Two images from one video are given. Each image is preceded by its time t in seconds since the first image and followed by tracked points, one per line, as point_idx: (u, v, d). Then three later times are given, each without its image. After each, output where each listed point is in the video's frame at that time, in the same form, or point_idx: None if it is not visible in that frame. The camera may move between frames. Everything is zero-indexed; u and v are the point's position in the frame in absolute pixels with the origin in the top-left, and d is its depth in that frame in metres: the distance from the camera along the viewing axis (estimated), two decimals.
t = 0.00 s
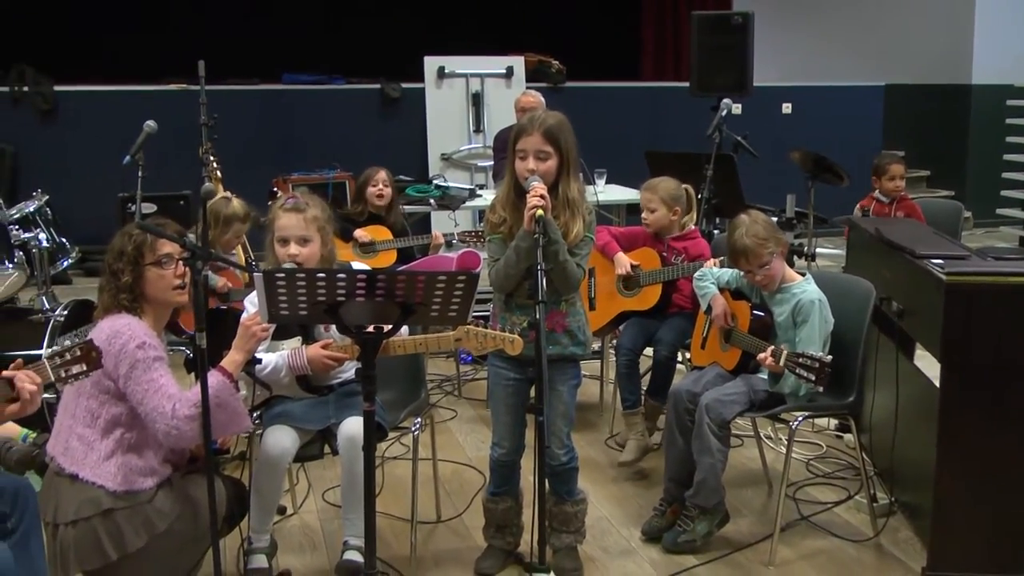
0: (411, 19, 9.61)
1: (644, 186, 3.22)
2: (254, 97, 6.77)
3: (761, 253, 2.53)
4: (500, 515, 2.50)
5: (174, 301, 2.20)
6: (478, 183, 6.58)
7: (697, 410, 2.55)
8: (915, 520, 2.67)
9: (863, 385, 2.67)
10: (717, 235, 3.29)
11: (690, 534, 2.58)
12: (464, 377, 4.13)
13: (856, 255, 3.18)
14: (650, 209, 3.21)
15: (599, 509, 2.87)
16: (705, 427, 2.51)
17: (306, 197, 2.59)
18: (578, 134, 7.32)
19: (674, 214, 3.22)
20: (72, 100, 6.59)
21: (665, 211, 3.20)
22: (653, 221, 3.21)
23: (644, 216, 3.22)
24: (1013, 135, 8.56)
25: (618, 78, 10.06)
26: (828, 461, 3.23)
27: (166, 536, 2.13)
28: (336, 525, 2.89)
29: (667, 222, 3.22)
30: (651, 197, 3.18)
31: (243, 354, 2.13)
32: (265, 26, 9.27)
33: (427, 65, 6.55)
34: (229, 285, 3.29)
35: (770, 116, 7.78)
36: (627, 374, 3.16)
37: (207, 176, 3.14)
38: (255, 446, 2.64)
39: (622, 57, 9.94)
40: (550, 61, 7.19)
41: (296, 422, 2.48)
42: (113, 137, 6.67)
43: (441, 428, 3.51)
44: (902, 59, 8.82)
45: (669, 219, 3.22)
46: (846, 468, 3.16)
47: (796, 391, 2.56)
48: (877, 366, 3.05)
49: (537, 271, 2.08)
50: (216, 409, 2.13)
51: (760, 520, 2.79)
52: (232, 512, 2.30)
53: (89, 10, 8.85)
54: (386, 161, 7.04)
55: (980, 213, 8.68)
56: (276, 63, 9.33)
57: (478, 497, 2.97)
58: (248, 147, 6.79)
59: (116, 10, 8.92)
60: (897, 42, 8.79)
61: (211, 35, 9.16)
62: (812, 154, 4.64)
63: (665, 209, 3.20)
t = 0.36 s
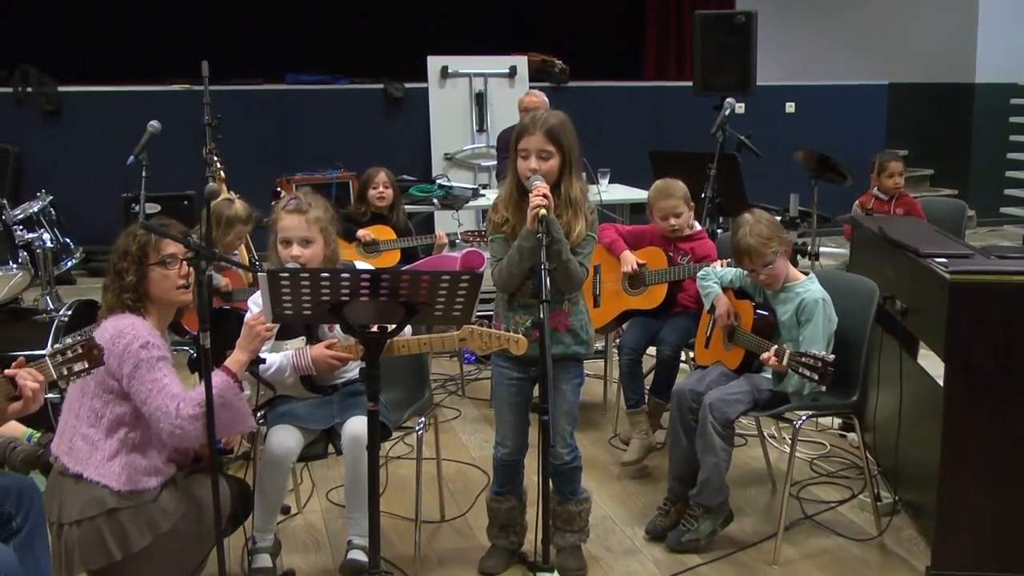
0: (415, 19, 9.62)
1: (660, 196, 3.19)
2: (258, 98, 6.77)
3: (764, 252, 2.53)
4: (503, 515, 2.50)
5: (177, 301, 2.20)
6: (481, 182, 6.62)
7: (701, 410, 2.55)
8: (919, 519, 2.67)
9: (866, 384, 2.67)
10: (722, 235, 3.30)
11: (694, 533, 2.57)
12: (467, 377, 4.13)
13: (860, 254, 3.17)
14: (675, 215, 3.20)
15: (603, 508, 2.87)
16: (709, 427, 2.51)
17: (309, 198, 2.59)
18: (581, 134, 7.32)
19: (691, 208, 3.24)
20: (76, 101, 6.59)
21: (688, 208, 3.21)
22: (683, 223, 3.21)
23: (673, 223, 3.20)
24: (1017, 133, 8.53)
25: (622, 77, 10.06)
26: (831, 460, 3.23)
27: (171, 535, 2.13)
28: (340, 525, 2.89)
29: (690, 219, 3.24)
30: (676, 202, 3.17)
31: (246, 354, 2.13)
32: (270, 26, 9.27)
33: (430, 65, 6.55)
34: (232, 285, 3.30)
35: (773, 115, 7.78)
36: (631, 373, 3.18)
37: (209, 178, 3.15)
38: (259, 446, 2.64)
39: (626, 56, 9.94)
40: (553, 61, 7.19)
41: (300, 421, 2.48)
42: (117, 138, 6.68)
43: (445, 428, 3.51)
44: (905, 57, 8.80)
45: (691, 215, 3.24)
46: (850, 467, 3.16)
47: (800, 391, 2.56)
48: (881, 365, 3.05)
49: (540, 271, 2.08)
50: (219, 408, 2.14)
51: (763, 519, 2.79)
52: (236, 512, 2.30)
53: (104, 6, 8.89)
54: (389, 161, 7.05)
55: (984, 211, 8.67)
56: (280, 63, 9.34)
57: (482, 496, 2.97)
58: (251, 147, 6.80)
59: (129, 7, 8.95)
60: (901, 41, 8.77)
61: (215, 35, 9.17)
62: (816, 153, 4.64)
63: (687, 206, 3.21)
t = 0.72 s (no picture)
0: (420, 17, 9.61)
1: (670, 197, 3.17)
2: (262, 95, 6.77)
3: (769, 251, 2.53)
4: (507, 513, 2.50)
5: (181, 298, 2.20)
6: (486, 180, 6.61)
7: (705, 408, 2.55)
8: (923, 518, 2.67)
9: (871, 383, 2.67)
10: (727, 234, 3.30)
11: (697, 532, 2.58)
12: (472, 375, 4.14)
13: (864, 252, 3.17)
14: (688, 213, 3.20)
15: (607, 507, 2.87)
16: (713, 425, 2.51)
17: (313, 195, 2.59)
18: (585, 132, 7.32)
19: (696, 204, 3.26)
20: (80, 98, 6.60)
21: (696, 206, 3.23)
22: (695, 221, 3.22)
23: (685, 222, 3.20)
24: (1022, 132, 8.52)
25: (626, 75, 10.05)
26: (835, 459, 3.23)
27: (175, 532, 2.13)
28: (345, 522, 2.90)
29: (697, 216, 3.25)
30: (689, 201, 3.17)
31: (251, 351, 2.14)
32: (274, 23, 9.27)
33: (435, 63, 6.55)
34: (238, 284, 3.30)
35: (778, 114, 7.78)
36: (637, 367, 3.17)
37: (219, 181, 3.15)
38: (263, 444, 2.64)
39: (630, 54, 9.93)
40: (558, 60, 7.20)
41: (305, 418, 2.48)
42: (121, 135, 6.69)
43: (449, 426, 3.52)
44: (910, 56, 8.79)
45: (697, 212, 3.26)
46: (854, 467, 3.16)
47: (803, 389, 2.54)
48: (885, 363, 3.05)
49: (545, 268, 2.08)
50: (224, 405, 2.14)
51: (767, 518, 2.79)
52: (241, 510, 2.31)
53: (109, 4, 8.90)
54: (393, 159, 7.05)
55: (987, 211, 8.67)
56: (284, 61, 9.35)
57: (486, 494, 2.98)
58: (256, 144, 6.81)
59: (133, 6, 8.95)
60: (905, 40, 8.77)
61: (219, 34, 9.18)
62: (820, 152, 4.64)
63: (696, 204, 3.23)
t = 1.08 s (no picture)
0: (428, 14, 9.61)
1: (680, 195, 3.16)
2: (271, 93, 6.79)
3: (779, 246, 2.53)
4: (518, 509, 2.50)
5: (192, 295, 2.21)
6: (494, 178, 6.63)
7: (715, 404, 2.56)
8: (935, 513, 2.67)
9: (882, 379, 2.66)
10: (738, 230, 3.28)
11: (708, 528, 2.58)
12: (481, 372, 4.14)
13: (875, 247, 3.17)
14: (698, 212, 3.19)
15: (618, 503, 2.87)
16: (723, 421, 2.52)
17: (323, 192, 2.59)
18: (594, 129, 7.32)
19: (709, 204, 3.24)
20: (89, 96, 6.62)
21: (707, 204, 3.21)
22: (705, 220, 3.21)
23: (695, 220, 3.19)
24: None
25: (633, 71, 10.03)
26: (845, 455, 3.22)
27: (186, 529, 2.14)
28: (355, 519, 2.90)
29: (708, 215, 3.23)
30: (698, 199, 3.16)
31: (261, 348, 2.14)
32: (282, 21, 9.28)
33: (443, 60, 6.56)
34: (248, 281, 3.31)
35: (787, 109, 7.77)
36: (646, 366, 3.19)
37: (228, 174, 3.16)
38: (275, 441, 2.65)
39: (638, 50, 9.92)
40: (567, 56, 7.20)
41: (315, 416, 2.47)
42: (130, 133, 6.70)
43: (459, 423, 3.52)
44: (919, 51, 8.76)
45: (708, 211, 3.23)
46: (865, 463, 3.16)
47: (814, 385, 2.52)
48: (895, 359, 3.05)
49: (554, 265, 2.08)
50: (235, 402, 2.14)
51: (777, 514, 2.79)
52: (252, 507, 2.31)
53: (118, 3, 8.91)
54: (401, 156, 7.05)
55: (998, 206, 8.63)
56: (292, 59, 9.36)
57: (496, 490, 2.98)
58: (264, 142, 6.82)
59: (142, 4, 8.97)
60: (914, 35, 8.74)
61: (228, 32, 9.19)
62: (830, 147, 4.62)
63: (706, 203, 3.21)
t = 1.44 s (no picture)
0: (429, 11, 9.62)
1: (670, 189, 3.18)
2: (272, 90, 6.79)
3: (780, 244, 2.53)
4: (518, 506, 2.50)
5: (192, 291, 2.21)
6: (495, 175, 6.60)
7: (716, 402, 2.55)
8: (934, 512, 2.67)
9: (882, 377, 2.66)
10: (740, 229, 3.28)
11: (708, 526, 2.58)
12: (482, 369, 4.15)
13: (875, 245, 3.17)
14: (683, 210, 3.19)
15: (618, 500, 2.87)
16: (724, 419, 2.52)
17: (324, 188, 2.59)
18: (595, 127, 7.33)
19: (707, 207, 3.19)
20: (91, 93, 6.62)
21: (698, 208, 3.18)
22: (689, 220, 3.19)
23: (678, 217, 3.20)
24: None
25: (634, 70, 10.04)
26: (846, 453, 3.22)
27: (186, 525, 2.14)
28: (355, 516, 2.90)
29: (701, 218, 3.20)
30: (683, 197, 3.16)
31: (262, 345, 2.14)
32: (282, 18, 9.28)
33: (445, 57, 6.55)
34: (247, 278, 3.31)
35: (788, 107, 7.77)
36: (644, 364, 3.19)
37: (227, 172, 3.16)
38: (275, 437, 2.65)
39: (639, 49, 9.92)
40: (568, 54, 7.21)
41: (315, 414, 2.47)
42: (132, 130, 6.71)
43: (459, 420, 3.53)
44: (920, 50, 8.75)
45: (703, 215, 3.20)
46: (865, 461, 3.16)
47: (815, 383, 2.52)
48: (896, 357, 3.05)
49: (555, 262, 2.08)
50: (235, 399, 2.14)
51: (777, 512, 2.79)
52: (253, 503, 2.31)
53: None
54: (403, 153, 7.05)
55: (999, 205, 8.66)
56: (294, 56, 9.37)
57: (497, 487, 2.98)
58: (265, 140, 6.82)
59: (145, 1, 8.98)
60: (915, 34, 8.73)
61: (229, 29, 9.19)
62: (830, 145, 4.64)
63: (697, 206, 3.18)
